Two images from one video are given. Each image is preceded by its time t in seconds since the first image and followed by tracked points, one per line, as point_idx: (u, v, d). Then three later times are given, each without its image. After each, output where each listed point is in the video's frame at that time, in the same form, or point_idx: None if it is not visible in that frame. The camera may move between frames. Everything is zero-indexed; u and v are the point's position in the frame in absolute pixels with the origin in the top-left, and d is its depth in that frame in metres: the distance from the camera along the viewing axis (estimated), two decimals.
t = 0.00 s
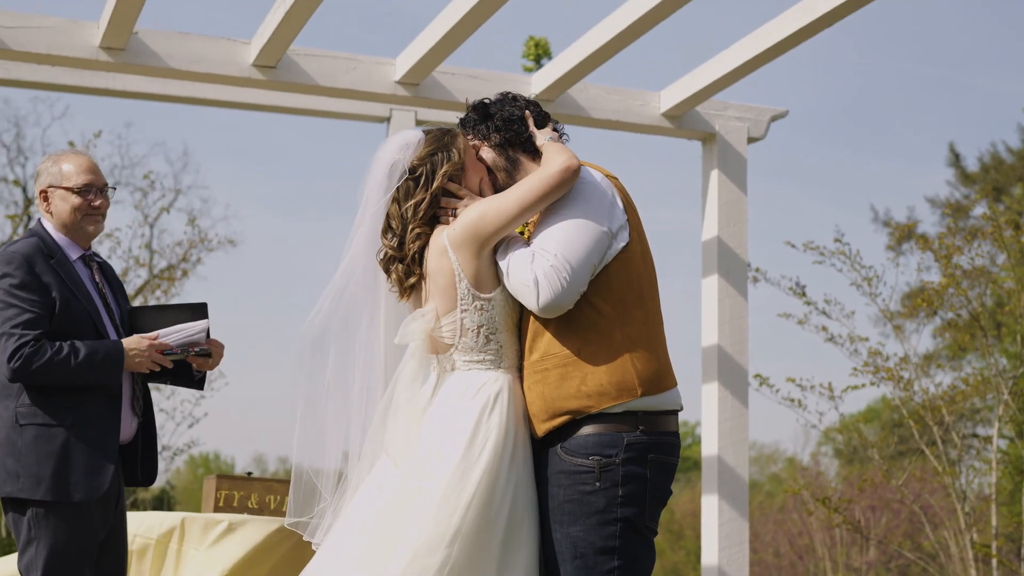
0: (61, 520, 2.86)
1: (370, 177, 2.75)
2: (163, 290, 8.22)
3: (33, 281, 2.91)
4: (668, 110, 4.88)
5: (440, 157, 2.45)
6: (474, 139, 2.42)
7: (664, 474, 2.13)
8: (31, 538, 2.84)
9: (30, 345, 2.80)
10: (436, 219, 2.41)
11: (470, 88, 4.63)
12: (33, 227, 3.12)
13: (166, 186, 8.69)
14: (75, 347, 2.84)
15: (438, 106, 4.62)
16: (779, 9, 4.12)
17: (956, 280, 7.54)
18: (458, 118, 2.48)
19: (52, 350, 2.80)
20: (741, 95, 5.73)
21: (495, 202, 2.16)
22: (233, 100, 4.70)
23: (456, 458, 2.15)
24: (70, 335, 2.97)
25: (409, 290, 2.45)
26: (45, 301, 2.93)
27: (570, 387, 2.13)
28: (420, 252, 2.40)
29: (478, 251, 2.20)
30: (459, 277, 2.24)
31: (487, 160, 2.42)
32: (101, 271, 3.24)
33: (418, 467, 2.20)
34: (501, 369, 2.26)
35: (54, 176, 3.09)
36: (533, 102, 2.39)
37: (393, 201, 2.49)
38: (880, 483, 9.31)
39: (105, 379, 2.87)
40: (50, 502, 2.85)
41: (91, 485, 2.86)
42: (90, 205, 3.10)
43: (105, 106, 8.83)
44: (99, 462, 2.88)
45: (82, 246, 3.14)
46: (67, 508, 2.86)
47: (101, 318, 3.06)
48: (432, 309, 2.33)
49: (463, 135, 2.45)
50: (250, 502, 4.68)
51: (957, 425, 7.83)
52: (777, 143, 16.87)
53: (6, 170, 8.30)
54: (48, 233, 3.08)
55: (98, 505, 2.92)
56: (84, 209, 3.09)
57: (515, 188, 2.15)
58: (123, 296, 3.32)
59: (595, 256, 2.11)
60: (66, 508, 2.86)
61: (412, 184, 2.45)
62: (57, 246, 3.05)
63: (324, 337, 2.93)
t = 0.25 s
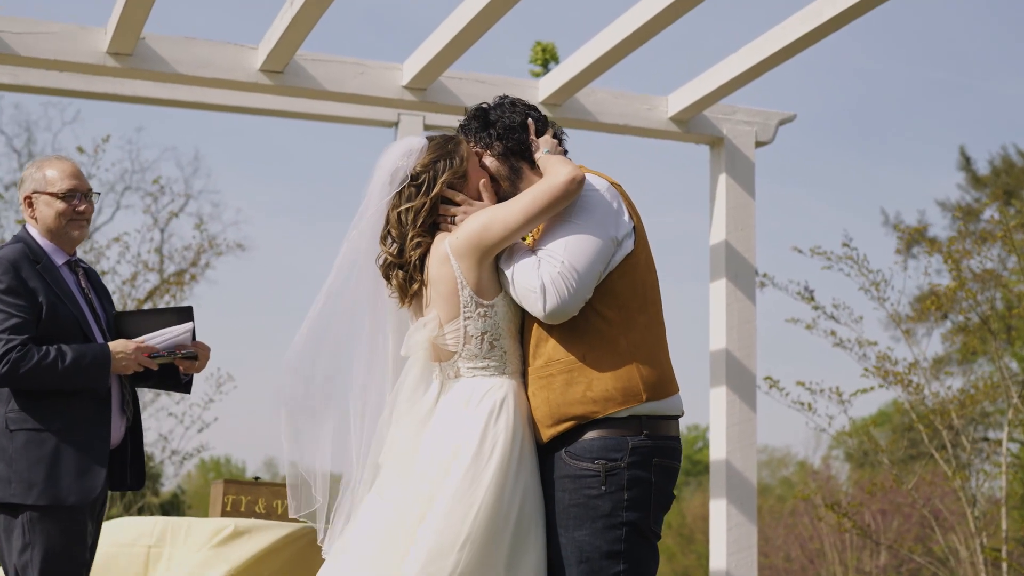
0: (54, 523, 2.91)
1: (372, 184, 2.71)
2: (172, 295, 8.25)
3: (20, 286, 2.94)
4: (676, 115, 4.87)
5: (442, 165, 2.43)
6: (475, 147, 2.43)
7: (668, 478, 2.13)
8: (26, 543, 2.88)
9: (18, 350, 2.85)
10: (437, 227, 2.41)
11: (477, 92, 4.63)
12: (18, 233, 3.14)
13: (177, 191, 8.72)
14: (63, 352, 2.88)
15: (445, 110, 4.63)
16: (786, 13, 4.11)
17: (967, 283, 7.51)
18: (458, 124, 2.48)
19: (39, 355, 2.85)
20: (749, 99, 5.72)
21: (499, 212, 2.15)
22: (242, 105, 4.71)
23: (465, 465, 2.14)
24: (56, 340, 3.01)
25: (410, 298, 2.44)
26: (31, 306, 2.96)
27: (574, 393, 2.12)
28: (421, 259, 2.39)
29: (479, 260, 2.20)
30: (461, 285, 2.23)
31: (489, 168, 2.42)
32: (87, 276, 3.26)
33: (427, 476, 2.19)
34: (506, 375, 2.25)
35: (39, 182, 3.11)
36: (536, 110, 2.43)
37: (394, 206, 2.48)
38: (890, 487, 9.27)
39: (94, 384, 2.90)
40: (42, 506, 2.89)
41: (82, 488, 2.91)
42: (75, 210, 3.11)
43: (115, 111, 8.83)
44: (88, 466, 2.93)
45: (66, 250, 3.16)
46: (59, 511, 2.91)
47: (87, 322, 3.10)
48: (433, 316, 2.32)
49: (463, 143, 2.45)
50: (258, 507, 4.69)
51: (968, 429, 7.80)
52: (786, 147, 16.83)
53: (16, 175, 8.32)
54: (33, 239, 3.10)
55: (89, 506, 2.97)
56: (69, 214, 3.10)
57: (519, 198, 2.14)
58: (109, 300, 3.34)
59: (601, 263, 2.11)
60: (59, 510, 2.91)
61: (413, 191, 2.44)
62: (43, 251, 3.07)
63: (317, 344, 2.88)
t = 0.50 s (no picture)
0: (45, 526, 2.98)
1: (379, 186, 2.70)
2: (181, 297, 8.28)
3: (7, 290, 3.00)
4: (683, 116, 4.86)
5: (448, 170, 2.42)
6: (481, 152, 2.41)
7: (670, 480, 2.14)
8: (19, 548, 2.94)
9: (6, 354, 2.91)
10: (441, 231, 2.41)
11: (484, 94, 4.63)
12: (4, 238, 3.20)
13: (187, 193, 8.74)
14: (49, 356, 2.95)
15: (452, 113, 4.63)
16: (794, 15, 4.10)
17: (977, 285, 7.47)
18: (463, 125, 2.46)
19: (26, 360, 2.92)
20: (758, 100, 5.71)
21: (506, 219, 2.14)
22: (250, 108, 4.72)
23: (475, 468, 2.14)
24: (42, 344, 3.08)
25: (412, 302, 2.44)
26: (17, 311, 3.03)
27: (579, 396, 2.12)
28: (424, 264, 2.40)
29: (483, 265, 2.19)
30: (466, 289, 2.23)
31: (494, 174, 2.41)
32: (72, 282, 3.32)
33: (434, 480, 2.18)
34: (511, 378, 2.24)
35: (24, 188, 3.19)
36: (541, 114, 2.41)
37: (400, 209, 2.48)
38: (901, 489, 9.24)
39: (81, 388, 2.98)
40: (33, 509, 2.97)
41: (70, 490, 2.99)
42: (60, 215, 3.19)
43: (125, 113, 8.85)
44: (78, 468, 3.01)
45: (53, 254, 3.23)
46: (49, 513, 2.99)
47: (71, 325, 3.16)
48: (439, 322, 2.29)
49: (468, 146, 2.43)
50: (264, 509, 4.70)
51: (978, 430, 7.77)
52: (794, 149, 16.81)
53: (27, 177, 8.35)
54: (19, 242, 3.17)
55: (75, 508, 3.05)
56: (54, 218, 3.18)
57: (527, 206, 2.12)
58: (93, 307, 3.41)
59: (607, 269, 2.11)
60: (49, 513, 2.99)
61: (419, 195, 2.44)
62: (28, 254, 3.14)
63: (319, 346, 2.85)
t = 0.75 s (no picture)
0: (25, 531, 2.89)
1: (384, 187, 2.71)
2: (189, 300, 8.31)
3: None
4: (689, 118, 4.86)
5: (454, 173, 2.42)
6: (485, 156, 2.41)
7: (670, 483, 2.14)
8: None
9: None
10: (445, 235, 2.41)
11: (489, 97, 4.63)
12: None
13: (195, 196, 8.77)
14: (30, 361, 2.88)
15: (457, 115, 4.63)
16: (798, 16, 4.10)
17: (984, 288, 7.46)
18: (465, 127, 2.46)
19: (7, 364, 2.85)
20: (763, 102, 5.70)
21: (513, 223, 2.14)
22: (256, 111, 4.73)
23: (478, 470, 2.13)
24: (23, 350, 3.00)
25: (414, 304, 2.42)
26: None
27: (582, 398, 2.12)
28: (428, 267, 2.39)
29: (488, 267, 2.19)
30: (471, 291, 2.22)
31: (498, 178, 2.42)
32: (54, 293, 3.29)
33: (437, 484, 2.17)
34: (512, 381, 2.24)
35: (10, 196, 3.16)
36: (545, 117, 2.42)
37: (404, 212, 2.47)
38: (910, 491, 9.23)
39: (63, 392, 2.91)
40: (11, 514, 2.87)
41: (51, 494, 2.89)
42: (47, 222, 3.17)
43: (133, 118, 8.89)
44: (55, 474, 2.90)
45: (39, 262, 3.20)
46: (29, 518, 2.90)
47: (55, 335, 3.12)
48: (440, 322, 2.29)
49: (472, 150, 2.43)
50: (269, 512, 4.70)
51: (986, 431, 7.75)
52: (800, 151, 16.79)
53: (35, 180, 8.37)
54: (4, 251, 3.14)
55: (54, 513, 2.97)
56: (41, 226, 3.16)
57: (533, 211, 2.13)
58: (74, 316, 3.38)
59: (611, 274, 2.11)
60: (29, 518, 2.90)
61: (425, 198, 2.43)
62: (14, 263, 3.10)
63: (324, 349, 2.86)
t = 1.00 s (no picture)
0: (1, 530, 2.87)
1: (392, 185, 2.67)
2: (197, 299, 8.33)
3: None
4: (696, 117, 4.85)
5: (463, 171, 2.42)
6: (493, 154, 2.40)
7: (671, 482, 2.13)
8: None
9: None
10: (452, 232, 2.40)
11: (496, 96, 4.63)
12: None
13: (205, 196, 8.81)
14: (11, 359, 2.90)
15: (464, 114, 4.63)
16: (805, 15, 4.09)
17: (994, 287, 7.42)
18: (474, 124, 2.46)
19: None
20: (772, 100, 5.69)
21: (523, 222, 2.13)
22: (263, 110, 4.74)
23: (480, 468, 2.13)
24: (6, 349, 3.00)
25: (421, 300, 2.41)
26: None
27: (586, 397, 2.11)
28: (435, 263, 2.37)
29: (495, 265, 2.19)
30: (477, 289, 2.22)
31: (506, 177, 2.42)
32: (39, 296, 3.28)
33: (438, 479, 2.17)
34: (515, 378, 2.24)
35: None
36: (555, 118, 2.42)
37: (412, 208, 2.47)
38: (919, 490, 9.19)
39: (42, 391, 2.93)
40: None
41: (25, 491, 2.88)
42: (37, 225, 3.18)
43: (142, 118, 8.91)
44: (28, 470, 2.89)
45: (27, 263, 3.18)
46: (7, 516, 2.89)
47: (38, 335, 3.11)
48: (445, 317, 2.29)
49: (481, 147, 2.42)
50: (276, 511, 4.70)
51: (996, 430, 7.71)
52: (808, 149, 16.74)
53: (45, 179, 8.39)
54: None
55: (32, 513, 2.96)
56: (31, 228, 3.17)
57: (543, 211, 2.12)
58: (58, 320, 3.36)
59: (619, 274, 2.11)
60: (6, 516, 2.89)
61: (434, 195, 2.43)
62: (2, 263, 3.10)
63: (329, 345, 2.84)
